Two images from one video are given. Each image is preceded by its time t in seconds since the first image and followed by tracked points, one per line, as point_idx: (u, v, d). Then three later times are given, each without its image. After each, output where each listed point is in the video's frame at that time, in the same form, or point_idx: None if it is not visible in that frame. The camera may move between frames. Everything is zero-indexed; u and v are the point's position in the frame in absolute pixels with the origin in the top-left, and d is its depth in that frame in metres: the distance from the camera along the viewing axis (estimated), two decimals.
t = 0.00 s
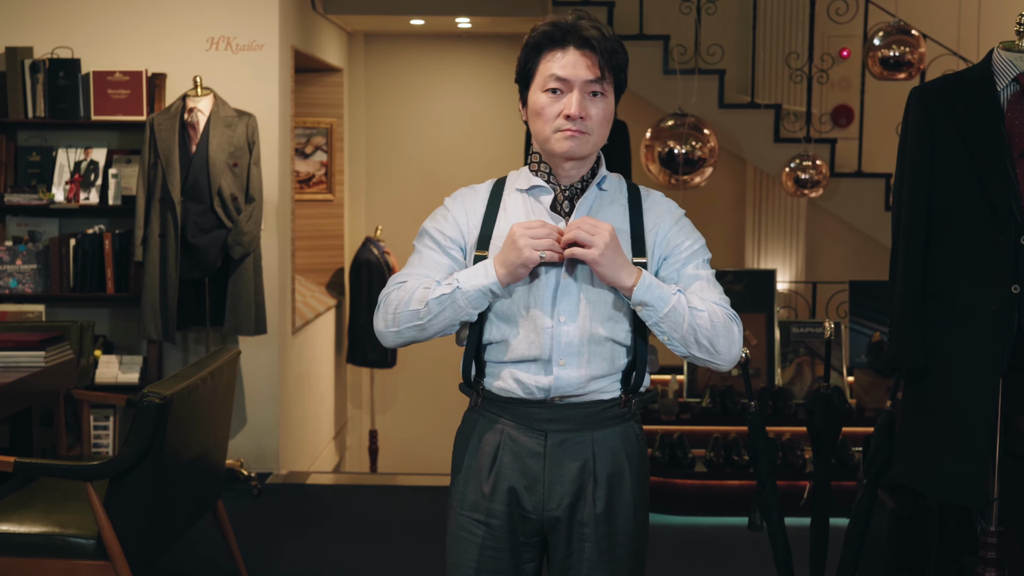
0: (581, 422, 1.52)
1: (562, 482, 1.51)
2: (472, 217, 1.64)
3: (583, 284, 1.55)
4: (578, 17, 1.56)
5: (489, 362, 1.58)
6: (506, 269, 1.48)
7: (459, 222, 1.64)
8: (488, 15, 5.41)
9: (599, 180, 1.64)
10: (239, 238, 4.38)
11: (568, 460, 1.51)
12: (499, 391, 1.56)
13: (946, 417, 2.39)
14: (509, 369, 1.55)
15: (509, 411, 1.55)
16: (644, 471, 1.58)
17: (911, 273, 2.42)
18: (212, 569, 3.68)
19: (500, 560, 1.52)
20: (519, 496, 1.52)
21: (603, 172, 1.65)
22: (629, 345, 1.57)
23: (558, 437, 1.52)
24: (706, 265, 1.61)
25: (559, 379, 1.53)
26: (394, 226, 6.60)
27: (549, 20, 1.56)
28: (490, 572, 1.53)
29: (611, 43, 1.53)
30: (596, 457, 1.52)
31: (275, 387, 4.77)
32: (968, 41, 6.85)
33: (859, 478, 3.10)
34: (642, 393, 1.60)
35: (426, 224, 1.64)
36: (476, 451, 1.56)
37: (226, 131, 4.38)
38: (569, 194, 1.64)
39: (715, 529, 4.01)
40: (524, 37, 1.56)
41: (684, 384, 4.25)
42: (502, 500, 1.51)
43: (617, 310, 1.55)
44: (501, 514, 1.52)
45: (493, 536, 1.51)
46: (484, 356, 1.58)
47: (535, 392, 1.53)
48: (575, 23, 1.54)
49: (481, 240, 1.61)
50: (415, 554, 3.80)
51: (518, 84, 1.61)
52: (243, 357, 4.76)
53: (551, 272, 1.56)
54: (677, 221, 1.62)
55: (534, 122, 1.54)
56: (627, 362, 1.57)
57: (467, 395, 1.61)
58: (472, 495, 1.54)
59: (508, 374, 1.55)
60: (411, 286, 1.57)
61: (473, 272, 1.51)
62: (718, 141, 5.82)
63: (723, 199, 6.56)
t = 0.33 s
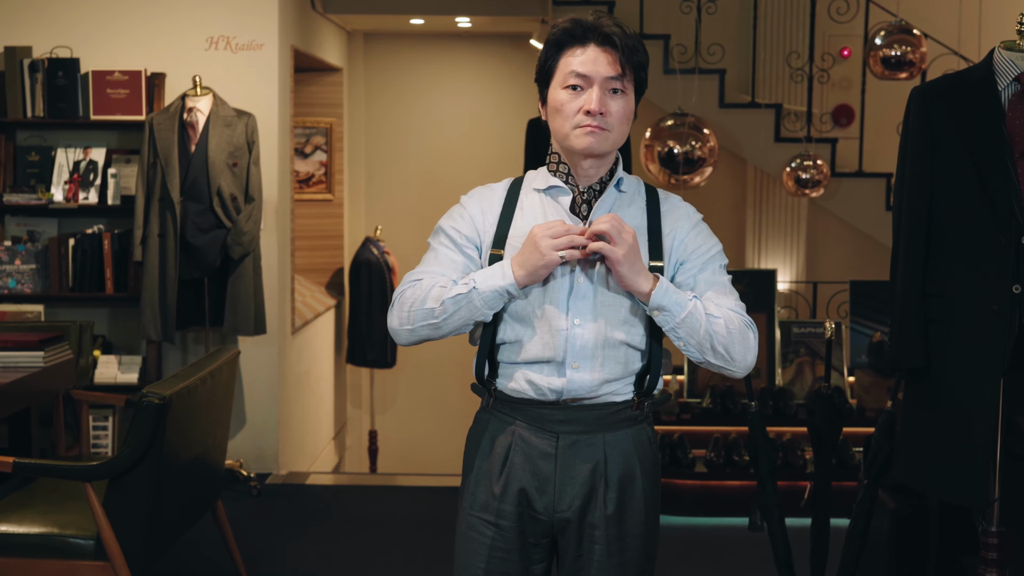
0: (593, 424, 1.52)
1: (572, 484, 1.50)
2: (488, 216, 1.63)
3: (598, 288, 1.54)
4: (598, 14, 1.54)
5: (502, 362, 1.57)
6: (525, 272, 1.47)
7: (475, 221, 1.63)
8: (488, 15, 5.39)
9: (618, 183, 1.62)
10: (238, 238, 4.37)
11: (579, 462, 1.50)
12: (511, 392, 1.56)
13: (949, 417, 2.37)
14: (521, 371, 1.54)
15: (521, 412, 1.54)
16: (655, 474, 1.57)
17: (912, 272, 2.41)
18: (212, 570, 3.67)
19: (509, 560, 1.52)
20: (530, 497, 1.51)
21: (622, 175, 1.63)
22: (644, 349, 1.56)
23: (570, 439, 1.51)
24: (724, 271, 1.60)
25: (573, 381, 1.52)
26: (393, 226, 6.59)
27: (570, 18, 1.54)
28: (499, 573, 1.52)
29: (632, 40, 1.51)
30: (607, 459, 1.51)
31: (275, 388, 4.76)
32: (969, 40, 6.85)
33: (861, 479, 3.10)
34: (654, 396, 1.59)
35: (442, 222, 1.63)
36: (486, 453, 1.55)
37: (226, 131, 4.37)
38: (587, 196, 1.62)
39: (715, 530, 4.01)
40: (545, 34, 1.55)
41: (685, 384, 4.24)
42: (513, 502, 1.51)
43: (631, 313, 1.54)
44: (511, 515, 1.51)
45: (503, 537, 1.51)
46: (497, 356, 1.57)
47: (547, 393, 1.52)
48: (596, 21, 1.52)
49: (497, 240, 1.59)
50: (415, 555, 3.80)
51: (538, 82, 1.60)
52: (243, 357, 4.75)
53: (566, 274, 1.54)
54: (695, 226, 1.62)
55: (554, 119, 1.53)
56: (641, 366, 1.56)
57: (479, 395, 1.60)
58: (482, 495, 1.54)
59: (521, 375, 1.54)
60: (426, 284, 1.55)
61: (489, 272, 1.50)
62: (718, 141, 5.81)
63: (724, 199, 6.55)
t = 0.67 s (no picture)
0: (598, 425, 1.51)
1: (577, 485, 1.49)
2: (496, 217, 1.62)
3: (604, 288, 1.53)
4: (604, 15, 1.53)
5: (508, 362, 1.56)
6: (531, 267, 1.47)
7: (482, 221, 1.62)
8: (488, 14, 5.37)
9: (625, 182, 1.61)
10: (238, 238, 4.35)
11: (584, 463, 1.50)
12: (517, 393, 1.55)
13: (951, 417, 2.37)
14: (527, 371, 1.54)
15: (527, 413, 1.54)
16: (661, 476, 1.56)
17: (913, 272, 2.40)
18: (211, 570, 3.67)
19: (513, 561, 1.51)
20: (534, 498, 1.50)
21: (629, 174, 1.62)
22: (649, 349, 1.55)
23: (575, 440, 1.50)
24: (732, 267, 1.59)
25: (577, 381, 1.51)
26: (393, 226, 6.58)
27: (576, 18, 1.54)
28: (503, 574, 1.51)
29: (638, 41, 1.50)
30: (612, 460, 1.50)
31: (274, 388, 4.76)
32: (970, 40, 6.84)
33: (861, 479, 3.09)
34: (659, 397, 1.58)
35: (449, 223, 1.62)
36: (492, 453, 1.55)
37: (225, 130, 4.36)
38: (594, 196, 1.62)
39: (715, 531, 4.00)
40: (551, 34, 1.54)
41: (685, 384, 4.23)
42: (517, 502, 1.50)
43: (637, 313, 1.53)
44: (515, 516, 1.50)
45: (507, 537, 1.50)
46: (503, 356, 1.56)
47: (552, 394, 1.51)
48: (602, 21, 1.51)
49: (505, 238, 1.58)
50: (415, 555, 3.79)
51: (544, 82, 1.60)
52: (243, 357, 4.74)
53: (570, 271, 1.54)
54: (703, 224, 1.60)
55: (559, 120, 1.52)
56: (646, 366, 1.55)
57: (485, 395, 1.60)
58: (486, 495, 1.53)
59: (526, 376, 1.54)
60: (436, 284, 1.54)
61: (497, 267, 1.48)
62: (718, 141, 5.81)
63: (724, 199, 6.54)
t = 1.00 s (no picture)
0: (598, 425, 1.50)
1: (577, 486, 1.48)
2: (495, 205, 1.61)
3: (604, 285, 1.52)
4: (603, 14, 1.52)
5: (507, 362, 1.55)
6: (519, 218, 1.45)
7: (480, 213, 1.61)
8: (488, 12, 5.36)
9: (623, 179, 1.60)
10: (237, 238, 4.34)
11: (583, 465, 1.49)
12: (516, 394, 1.54)
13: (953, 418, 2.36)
14: (526, 371, 1.53)
15: (526, 414, 1.52)
16: (661, 476, 1.55)
17: (914, 272, 2.39)
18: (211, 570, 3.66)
19: (513, 561, 1.50)
20: (534, 499, 1.49)
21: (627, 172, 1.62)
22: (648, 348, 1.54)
23: (574, 441, 1.50)
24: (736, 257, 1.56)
25: (577, 382, 1.50)
26: (392, 225, 6.58)
27: (576, 17, 1.53)
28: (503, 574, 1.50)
29: (638, 40, 1.50)
30: (613, 461, 1.50)
31: (274, 389, 4.75)
32: (971, 39, 6.83)
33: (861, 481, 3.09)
34: (658, 397, 1.57)
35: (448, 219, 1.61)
36: (491, 454, 1.54)
37: (224, 130, 4.35)
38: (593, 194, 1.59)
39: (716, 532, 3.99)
40: (550, 33, 1.53)
41: (686, 384, 4.21)
42: (516, 504, 1.49)
43: (637, 312, 1.52)
44: (514, 517, 1.49)
45: (507, 538, 1.49)
46: (502, 355, 1.55)
47: (551, 395, 1.51)
48: (601, 21, 1.50)
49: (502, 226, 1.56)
50: (415, 555, 3.78)
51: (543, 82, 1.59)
52: (243, 357, 4.74)
53: (569, 270, 1.53)
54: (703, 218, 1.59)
55: (557, 119, 1.51)
56: (645, 366, 1.54)
57: (484, 395, 1.59)
58: (486, 495, 1.52)
59: (526, 377, 1.53)
60: (434, 266, 1.51)
61: (488, 231, 1.45)
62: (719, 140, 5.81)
63: (725, 199, 6.54)
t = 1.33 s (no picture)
0: (596, 426, 1.49)
1: (575, 488, 1.48)
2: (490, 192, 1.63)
3: (602, 283, 1.52)
4: (611, 16, 1.51)
5: (506, 361, 1.54)
6: (515, 185, 1.49)
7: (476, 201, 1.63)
8: (487, 11, 5.35)
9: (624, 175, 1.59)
10: (236, 238, 4.33)
11: (581, 466, 1.48)
12: (514, 394, 1.53)
13: (954, 418, 2.35)
14: (525, 371, 1.52)
15: (523, 415, 1.52)
16: (660, 477, 1.55)
17: (914, 272, 2.38)
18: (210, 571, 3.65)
19: (511, 563, 1.49)
20: (532, 501, 1.48)
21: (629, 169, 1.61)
22: (646, 346, 1.53)
23: (573, 442, 1.49)
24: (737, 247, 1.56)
25: (575, 382, 1.50)
26: (392, 225, 6.57)
27: (583, 18, 1.52)
28: None
29: (646, 45, 1.49)
30: (611, 462, 1.49)
31: (273, 389, 4.74)
32: (972, 39, 6.83)
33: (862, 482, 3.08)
34: (657, 397, 1.57)
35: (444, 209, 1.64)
36: (488, 456, 1.53)
37: (224, 130, 4.35)
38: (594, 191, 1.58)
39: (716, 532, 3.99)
40: (557, 34, 1.52)
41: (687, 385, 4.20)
42: (514, 505, 1.48)
43: (636, 310, 1.52)
44: (512, 519, 1.48)
45: (505, 540, 1.49)
46: (500, 354, 1.54)
47: (549, 395, 1.50)
48: (610, 23, 1.49)
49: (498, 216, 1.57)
50: (414, 555, 3.78)
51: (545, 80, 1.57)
52: (242, 357, 4.73)
53: (567, 266, 1.53)
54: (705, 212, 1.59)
55: (562, 120, 1.50)
56: (644, 366, 1.54)
57: (482, 396, 1.58)
58: (484, 497, 1.51)
59: (524, 377, 1.52)
60: (431, 245, 1.53)
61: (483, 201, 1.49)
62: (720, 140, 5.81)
63: (726, 199, 6.53)
